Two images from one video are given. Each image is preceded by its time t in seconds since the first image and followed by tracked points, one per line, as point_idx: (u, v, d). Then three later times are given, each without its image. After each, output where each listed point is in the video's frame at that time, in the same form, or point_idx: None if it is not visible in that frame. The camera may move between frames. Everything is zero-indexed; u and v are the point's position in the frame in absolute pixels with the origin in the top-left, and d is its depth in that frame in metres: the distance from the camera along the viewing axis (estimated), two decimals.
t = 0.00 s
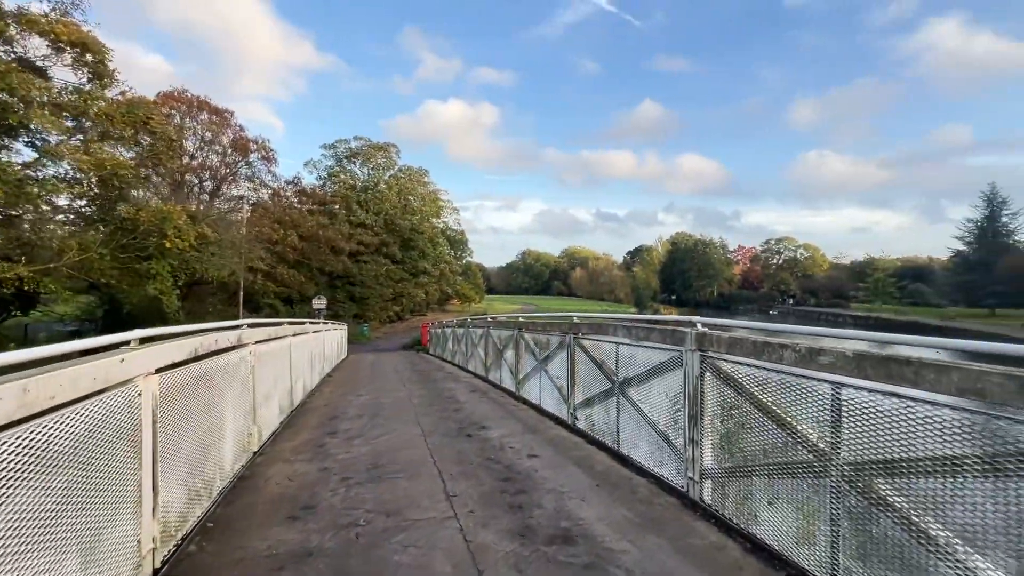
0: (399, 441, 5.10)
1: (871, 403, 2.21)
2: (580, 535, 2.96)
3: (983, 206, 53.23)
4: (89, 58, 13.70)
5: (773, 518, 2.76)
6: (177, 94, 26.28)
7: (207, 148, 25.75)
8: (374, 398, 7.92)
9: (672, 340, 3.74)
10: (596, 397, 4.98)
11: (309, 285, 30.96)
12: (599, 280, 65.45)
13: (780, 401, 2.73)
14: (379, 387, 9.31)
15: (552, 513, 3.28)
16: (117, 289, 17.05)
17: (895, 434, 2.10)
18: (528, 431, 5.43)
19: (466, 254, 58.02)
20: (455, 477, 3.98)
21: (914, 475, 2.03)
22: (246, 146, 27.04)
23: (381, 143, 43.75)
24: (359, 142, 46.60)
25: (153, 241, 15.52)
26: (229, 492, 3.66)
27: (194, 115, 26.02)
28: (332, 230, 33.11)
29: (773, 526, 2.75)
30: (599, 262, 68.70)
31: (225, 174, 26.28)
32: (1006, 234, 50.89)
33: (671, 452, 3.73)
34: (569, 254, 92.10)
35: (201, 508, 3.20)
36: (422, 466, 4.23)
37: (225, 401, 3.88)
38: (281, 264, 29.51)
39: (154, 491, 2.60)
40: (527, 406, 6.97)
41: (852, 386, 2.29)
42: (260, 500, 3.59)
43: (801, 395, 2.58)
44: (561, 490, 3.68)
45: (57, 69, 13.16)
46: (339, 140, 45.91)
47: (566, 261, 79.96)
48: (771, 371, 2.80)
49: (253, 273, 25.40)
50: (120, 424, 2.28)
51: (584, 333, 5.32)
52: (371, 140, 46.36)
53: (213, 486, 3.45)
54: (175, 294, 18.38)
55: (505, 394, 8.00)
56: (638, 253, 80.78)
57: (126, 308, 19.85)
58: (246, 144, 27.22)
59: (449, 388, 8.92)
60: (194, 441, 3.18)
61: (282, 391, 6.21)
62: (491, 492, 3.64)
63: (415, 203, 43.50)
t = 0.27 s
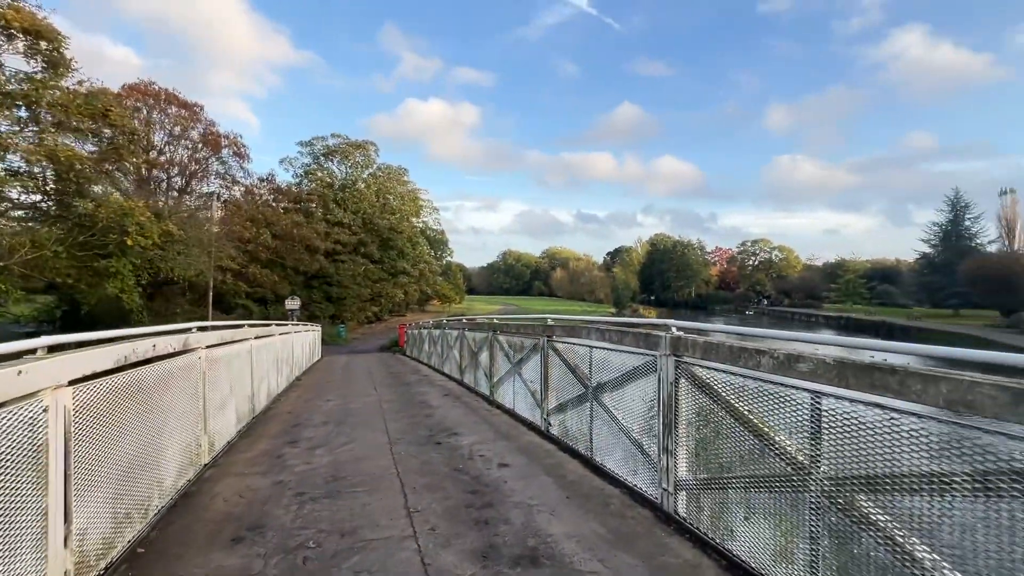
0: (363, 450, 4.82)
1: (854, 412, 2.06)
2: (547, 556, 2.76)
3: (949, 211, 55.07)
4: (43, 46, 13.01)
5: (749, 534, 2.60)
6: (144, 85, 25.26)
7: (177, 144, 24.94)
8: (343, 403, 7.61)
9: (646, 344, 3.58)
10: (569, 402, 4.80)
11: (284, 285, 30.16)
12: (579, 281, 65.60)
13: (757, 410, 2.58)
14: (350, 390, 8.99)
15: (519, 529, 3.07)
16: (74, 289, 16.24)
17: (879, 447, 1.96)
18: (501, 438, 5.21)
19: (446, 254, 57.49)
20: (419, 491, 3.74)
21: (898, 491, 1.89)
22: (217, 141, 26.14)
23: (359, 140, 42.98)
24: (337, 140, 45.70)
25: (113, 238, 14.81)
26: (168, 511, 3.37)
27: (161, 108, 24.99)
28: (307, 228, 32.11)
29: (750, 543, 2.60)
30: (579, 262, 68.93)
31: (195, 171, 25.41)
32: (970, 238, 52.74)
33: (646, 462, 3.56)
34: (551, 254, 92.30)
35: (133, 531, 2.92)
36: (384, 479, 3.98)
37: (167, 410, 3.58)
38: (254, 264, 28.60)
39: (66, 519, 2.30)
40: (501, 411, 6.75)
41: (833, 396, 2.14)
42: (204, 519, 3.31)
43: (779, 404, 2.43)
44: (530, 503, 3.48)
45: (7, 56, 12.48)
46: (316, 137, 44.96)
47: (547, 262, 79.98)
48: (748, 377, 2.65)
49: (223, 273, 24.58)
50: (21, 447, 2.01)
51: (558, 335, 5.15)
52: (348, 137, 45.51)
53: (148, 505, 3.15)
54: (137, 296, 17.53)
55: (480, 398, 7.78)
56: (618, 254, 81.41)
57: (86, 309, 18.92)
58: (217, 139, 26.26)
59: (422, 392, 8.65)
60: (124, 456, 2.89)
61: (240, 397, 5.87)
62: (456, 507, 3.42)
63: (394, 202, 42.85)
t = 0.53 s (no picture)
0: (333, 458, 4.56)
1: (856, 421, 1.88)
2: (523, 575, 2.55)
3: (925, 214, 56.36)
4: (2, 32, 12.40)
5: (742, 550, 2.42)
6: (119, 78, 24.41)
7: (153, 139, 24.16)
8: (317, 406, 7.30)
9: (632, 345, 3.38)
10: (551, 405, 4.59)
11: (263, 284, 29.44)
12: (565, 281, 65.58)
13: (750, 416, 2.39)
14: (326, 393, 8.66)
15: (494, 546, 2.86)
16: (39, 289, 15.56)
17: (887, 460, 1.77)
18: (479, 444, 4.99)
19: (431, 253, 56.99)
20: (389, 503, 3.50)
21: (907, 508, 1.71)
22: (194, 137, 25.23)
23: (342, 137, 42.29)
24: (320, 137, 44.89)
25: (79, 235, 14.21)
26: (110, 529, 3.08)
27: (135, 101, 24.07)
28: (288, 226, 31.19)
29: (742, 559, 2.42)
30: (565, 262, 68.95)
31: (170, 166, 24.67)
32: (946, 240, 54.07)
33: (630, 469, 3.36)
34: (536, 254, 92.24)
35: (64, 553, 2.63)
36: (352, 490, 3.73)
37: (115, 417, 3.28)
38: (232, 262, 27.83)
39: None
40: (481, 414, 6.53)
41: (833, 401, 1.96)
42: (150, 537, 3.02)
43: (774, 410, 2.25)
44: (507, 515, 3.26)
45: None
46: (298, 134, 44.14)
47: (533, 261, 79.89)
48: (740, 381, 2.46)
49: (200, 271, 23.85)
50: None
51: (540, 336, 4.94)
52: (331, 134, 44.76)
53: (86, 523, 2.87)
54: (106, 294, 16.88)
55: (460, 400, 7.53)
56: (603, 254, 81.72)
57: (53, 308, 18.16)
58: (193, 134, 25.23)
59: (402, 394, 8.37)
60: (57, 468, 2.60)
61: (204, 401, 5.54)
62: (428, 521, 3.18)
63: (378, 201, 42.25)
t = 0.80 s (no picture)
0: (306, 472, 4.26)
1: (885, 444, 1.64)
2: None
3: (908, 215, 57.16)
4: None
5: None
6: (95, 71, 23.52)
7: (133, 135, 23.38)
8: (295, 413, 6.96)
9: (626, 351, 3.12)
10: (540, 413, 4.32)
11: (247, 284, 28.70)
12: (554, 281, 65.31)
13: (758, 433, 2.15)
14: (306, 398, 8.30)
15: None
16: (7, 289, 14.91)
17: (927, 492, 1.53)
18: (464, 455, 4.71)
19: (420, 253, 56.45)
20: (362, 524, 3.21)
21: (951, 549, 1.47)
22: (175, 134, 24.43)
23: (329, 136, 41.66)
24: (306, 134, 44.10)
25: (49, 233, 13.63)
26: (45, 561, 2.75)
27: (113, 95, 23.27)
28: (272, 224, 30.33)
29: None
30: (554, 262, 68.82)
31: (148, 162, 24.06)
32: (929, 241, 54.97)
33: (624, 487, 3.11)
34: (526, 255, 92.04)
35: None
36: (323, 510, 3.43)
37: (56, 433, 2.94)
38: (214, 261, 27.10)
39: None
40: (467, 421, 6.24)
41: (860, 421, 1.72)
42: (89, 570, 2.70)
43: (788, 430, 2.00)
44: (490, 539, 2.99)
45: None
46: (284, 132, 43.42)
47: (523, 262, 79.64)
48: (747, 394, 2.21)
49: (179, 271, 23.13)
50: None
51: (527, 339, 4.67)
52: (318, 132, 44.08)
53: (15, 557, 2.54)
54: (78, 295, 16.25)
55: (446, 406, 7.23)
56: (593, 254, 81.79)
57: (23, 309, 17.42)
58: (174, 130, 24.58)
59: (384, 400, 8.04)
60: None
61: (170, 410, 5.18)
62: (403, 546, 2.90)
63: (366, 200, 41.67)
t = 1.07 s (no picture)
0: (282, 485, 3.99)
1: (928, 470, 1.42)
2: None
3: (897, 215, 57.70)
4: None
5: None
6: (77, 65, 22.86)
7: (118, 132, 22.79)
8: (277, 418, 6.68)
9: (622, 357, 2.90)
10: (531, 420, 4.10)
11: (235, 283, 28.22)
12: (547, 280, 65.17)
13: (771, 450, 1.94)
14: (290, 402, 8.01)
15: None
16: None
17: (979, 528, 1.31)
18: (451, 464, 4.47)
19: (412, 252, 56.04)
20: (338, 545, 2.96)
21: None
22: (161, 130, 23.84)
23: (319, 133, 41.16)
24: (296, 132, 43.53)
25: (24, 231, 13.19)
26: None
27: (95, 90, 22.64)
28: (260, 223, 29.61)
29: None
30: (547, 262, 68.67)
31: (133, 159, 23.42)
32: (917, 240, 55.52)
33: (621, 502, 2.90)
34: (519, 254, 91.86)
35: None
36: (297, 528, 3.18)
37: None
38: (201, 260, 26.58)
39: None
40: (456, 426, 5.99)
41: (894, 442, 1.50)
42: None
43: (806, 448, 1.79)
44: (477, 561, 2.75)
45: None
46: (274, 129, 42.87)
47: (515, 261, 79.41)
48: (760, 406, 2.00)
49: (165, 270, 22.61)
50: None
51: (517, 341, 4.45)
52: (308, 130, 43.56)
53: None
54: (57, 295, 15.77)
55: (434, 410, 6.99)
56: (586, 253, 81.73)
57: None
58: (160, 126, 24.10)
59: (372, 403, 7.78)
60: None
61: (140, 417, 4.89)
62: (382, 571, 2.66)
63: (357, 198, 41.24)
